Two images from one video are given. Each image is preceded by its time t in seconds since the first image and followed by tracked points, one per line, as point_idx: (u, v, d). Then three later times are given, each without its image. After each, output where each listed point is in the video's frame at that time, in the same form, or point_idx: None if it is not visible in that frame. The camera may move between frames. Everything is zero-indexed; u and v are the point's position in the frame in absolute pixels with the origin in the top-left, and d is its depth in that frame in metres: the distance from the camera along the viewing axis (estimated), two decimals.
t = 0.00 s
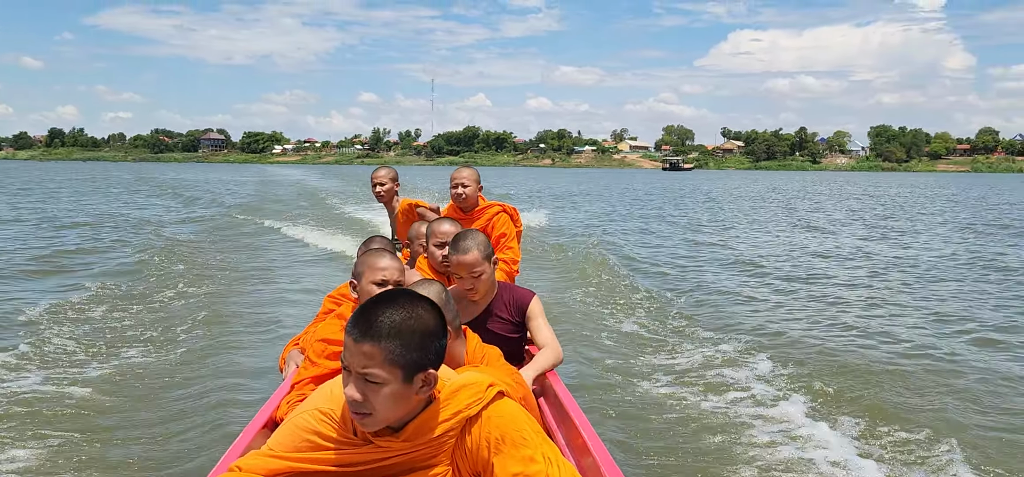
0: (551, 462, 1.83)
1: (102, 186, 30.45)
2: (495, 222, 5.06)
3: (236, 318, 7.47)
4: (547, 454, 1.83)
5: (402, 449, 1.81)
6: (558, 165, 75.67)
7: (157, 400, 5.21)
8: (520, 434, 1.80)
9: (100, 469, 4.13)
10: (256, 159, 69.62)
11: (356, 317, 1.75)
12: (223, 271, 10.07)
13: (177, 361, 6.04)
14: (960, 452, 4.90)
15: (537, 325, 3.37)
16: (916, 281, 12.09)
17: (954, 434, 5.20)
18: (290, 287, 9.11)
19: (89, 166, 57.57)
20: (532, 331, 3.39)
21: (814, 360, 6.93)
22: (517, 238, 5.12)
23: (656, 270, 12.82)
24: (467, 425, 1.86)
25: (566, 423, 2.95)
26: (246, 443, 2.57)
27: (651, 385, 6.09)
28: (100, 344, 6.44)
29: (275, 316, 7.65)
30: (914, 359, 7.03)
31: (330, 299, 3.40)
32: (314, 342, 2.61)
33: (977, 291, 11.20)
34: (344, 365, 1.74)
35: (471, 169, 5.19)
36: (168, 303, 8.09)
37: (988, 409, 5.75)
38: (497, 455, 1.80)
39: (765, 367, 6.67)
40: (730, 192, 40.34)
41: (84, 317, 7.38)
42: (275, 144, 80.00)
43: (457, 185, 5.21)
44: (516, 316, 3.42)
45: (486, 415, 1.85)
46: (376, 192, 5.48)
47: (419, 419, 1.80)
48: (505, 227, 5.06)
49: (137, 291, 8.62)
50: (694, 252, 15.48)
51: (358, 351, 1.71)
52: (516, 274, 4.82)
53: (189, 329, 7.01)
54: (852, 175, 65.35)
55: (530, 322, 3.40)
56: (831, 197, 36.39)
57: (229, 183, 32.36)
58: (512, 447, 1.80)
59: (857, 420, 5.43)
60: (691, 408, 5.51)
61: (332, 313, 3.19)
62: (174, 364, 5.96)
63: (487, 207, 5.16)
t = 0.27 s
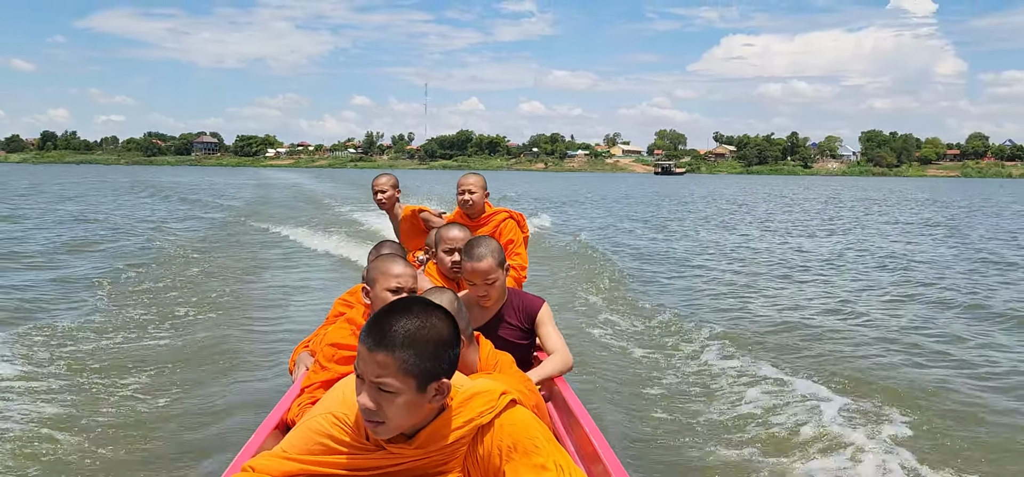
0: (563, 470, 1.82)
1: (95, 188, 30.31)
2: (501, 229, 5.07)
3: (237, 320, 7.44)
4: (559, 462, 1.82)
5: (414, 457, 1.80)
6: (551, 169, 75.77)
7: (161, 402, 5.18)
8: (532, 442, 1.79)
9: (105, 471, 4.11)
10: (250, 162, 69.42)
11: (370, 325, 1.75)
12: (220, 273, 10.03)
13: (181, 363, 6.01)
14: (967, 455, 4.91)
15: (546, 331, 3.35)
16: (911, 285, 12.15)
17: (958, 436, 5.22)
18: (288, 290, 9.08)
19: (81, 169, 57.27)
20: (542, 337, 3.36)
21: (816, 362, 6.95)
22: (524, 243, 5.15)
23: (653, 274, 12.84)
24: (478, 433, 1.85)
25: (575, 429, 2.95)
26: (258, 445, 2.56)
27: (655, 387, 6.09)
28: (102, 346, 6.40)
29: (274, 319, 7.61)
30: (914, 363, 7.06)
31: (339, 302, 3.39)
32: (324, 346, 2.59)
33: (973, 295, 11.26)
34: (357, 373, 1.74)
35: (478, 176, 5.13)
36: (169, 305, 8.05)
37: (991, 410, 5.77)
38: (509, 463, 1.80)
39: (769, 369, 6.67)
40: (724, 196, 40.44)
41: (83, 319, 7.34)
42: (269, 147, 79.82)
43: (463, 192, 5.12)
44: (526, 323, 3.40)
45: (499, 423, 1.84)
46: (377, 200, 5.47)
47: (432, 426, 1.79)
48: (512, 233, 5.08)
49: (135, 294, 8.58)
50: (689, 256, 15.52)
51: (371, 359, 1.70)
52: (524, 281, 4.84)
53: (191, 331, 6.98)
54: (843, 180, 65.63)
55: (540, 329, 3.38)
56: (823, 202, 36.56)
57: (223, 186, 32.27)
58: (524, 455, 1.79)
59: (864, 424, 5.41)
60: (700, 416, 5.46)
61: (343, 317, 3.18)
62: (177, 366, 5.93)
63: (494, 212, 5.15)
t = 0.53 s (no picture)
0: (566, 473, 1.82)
1: (86, 189, 30.17)
2: (504, 232, 5.05)
3: (234, 322, 7.43)
4: (563, 466, 1.81)
5: (417, 461, 1.81)
6: (543, 171, 75.93)
7: (161, 403, 5.16)
8: (535, 447, 1.79)
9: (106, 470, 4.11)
10: (241, 163, 69.24)
11: (375, 331, 1.76)
12: (215, 275, 9.99)
13: (180, 365, 5.99)
14: (964, 458, 4.93)
15: (550, 334, 3.36)
16: (903, 288, 12.21)
17: (954, 438, 5.24)
18: (283, 292, 9.04)
19: (71, 170, 56.97)
20: (545, 340, 3.37)
21: (813, 364, 6.98)
22: (525, 247, 5.13)
23: (647, 276, 12.87)
24: (482, 437, 1.85)
25: (577, 432, 2.95)
26: (263, 447, 2.56)
27: (654, 388, 6.11)
28: (99, 348, 6.38)
29: (270, 320, 7.59)
30: (908, 365, 7.10)
31: (343, 305, 3.39)
32: (328, 350, 2.60)
33: (963, 298, 11.36)
34: (362, 379, 1.75)
35: (480, 179, 5.15)
36: (166, 307, 8.02)
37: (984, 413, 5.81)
38: (513, 466, 1.80)
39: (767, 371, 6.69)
40: (715, 199, 40.65)
41: (79, 321, 7.30)
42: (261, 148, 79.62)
43: (466, 196, 5.14)
44: (529, 326, 3.40)
45: (502, 428, 1.85)
46: (381, 201, 5.43)
47: (435, 431, 1.80)
48: (514, 237, 5.07)
49: (130, 296, 8.54)
50: (683, 258, 15.56)
51: (375, 365, 1.71)
52: (525, 284, 4.83)
53: (189, 333, 6.96)
54: (831, 183, 66.05)
55: (544, 331, 3.38)
56: (813, 205, 36.73)
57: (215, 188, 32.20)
58: (527, 459, 1.79)
59: (860, 427, 5.41)
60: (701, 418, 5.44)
61: (347, 319, 3.19)
62: (176, 367, 5.91)
63: (496, 216, 5.14)
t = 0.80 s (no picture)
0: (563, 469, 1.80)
1: (75, 187, 29.94)
2: (501, 229, 5.06)
3: (226, 321, 7.39)
4: (559, 461, 1.80)
5: (414, 459, 1.79)
6: (534, 171, 75.95)
7: (156, 403, 5.10)
8: (532, 443, 1.77)
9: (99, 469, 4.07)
10: (231, 162, 68.90)
11: (369, 329, 1.74)
12: (206, 274, 9.91)
13: (173, 363, 5.94)
14: (961, 458, 4.94)
15: (547, 332, 3.36)
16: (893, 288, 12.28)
17: (951, 440, 5.25)
18: (275, 293, 8.98)
19: (58, 167, 56.50)
20: (543, 338, 3.37)
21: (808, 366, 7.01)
22: (523, 244, 5.15)
23: (639, 276, 12.88)
24: (478, 435, 1.84)
25: (575, 430, 2.95)
26: (260, 451, 2.55)
27: (651, 388, 6.12)
28: (92, 347, 6.31)
29: (263, 320, 7.54)
30: (900, 365, 7.13)
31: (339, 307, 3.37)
32: (324, 352, 2.58)
33: (952, 298, 11.44)
34: (357, 376, 1.72)
35: (478, 177, 5.13)
36: (159, 305, 7.95)
37: (977, 413, 5.85)
38: (509, 464, 1.78)
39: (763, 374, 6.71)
40: (704, 199, 40.78)
41: (71, 320, 7.25)
42: (251, 147, 79.25)
43: (463, 194, 5.12)
44: (526, 324, 3.39)
45: (498, 425, 1.83)
46: (384, 197, 5.43)
47: (430, 430, 1.78)
48: (511, 234, 5.08)
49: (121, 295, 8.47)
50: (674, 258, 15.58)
51: (371, 362, 1.70)
52: (522, 281, 4.84)
53: (183, 332, 6.90)
54: (819, 184, 66.41)
55: (540, 330, 3.39)
56: (801, 206, 36.91)
57: (205, 186, 32.01)
58: (523, 456, 1.77)
59: (850, 427, 5.41)
60: (700, 423, 5.37)
61: (343, 321, 3.18)
62: (168, 366, 5.88)
63: (493, 214, 5.15)
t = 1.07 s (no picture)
0: (562, 462, 1.81)
1: (66, 185, 29.79)
2: (500, 224, 5.08)
3: (222, 320, 7.39)
4: (558, 454, 1.80)
5: (413, 455, 1.79)
6: (526, 169, 75.97)
7: (155, 406, 5.08)
8: (531, 436, 1.78)
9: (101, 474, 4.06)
10: (222, 160, 68.63)
11: (368, 324, 1.74)
12: (201, 274, 9.87)
13: (171, 363, 5.96)
14: (957, 453, 4.98)
15: (546, 325, 3.36)
16: (885, 286, 12.35)
17: (949, 434, 5.28)
18: (271, 292, 8.94)
19: (48, 165, 56.15)
20: (542, 332, 3.37)
21: (805, 362, 7.03)
22: (521, 240, 5.18)
23: (634, 274, 12.90)
24: (477, 429, 1.84)
25: (575, 424, 2.95)
26: (259, 449, 2.54)
27: (651, 386, 6.12)
28: (90, 351, 6.28)
29: (259, 320, 7.51)
30: (895, 361, 7.17)
31: (336, 304, 3.37)
32: (323, 349, 2.58)
33: (943, 296, 11.53)
34: (356, 371, 1.72)
35: (478, 172, 5.08)
36: (157, 307, 7.92)
37: (972, 407, 5.89)
38: (508, 457, 1.78)
39: (763, 369, 6.71)
40: (696, 198, 40.90)
41: (67, 321, 7.25)
42: (242, 145, 78.98)
43: (462, 189, 5.08)
44: (524, 319, 3.39)
45: (497, 419, 1.83)
46: (387, 191, 5.42)
47: (429, 425, 1.78)
48: (510, 229, 5.10)
49: (116, 297, 8.43)
50: (668, 256, 15.61)
51: (370, 357, 1.69)
52: (522, 277, 4.86)
53: (181, 334, 6.87)
54: (809, 183, 66.70)
55: (539, 324, 3.38)
56: (792, 204, 37.05)
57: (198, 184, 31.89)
58: (522, 449, 1.77)
59: (842, 420, 5.43)
60: (705, 419, 5.35)
61: (341, 318, 3.18)
62: (165, 367, 5.89)
63: (492, 209, 5.15)
